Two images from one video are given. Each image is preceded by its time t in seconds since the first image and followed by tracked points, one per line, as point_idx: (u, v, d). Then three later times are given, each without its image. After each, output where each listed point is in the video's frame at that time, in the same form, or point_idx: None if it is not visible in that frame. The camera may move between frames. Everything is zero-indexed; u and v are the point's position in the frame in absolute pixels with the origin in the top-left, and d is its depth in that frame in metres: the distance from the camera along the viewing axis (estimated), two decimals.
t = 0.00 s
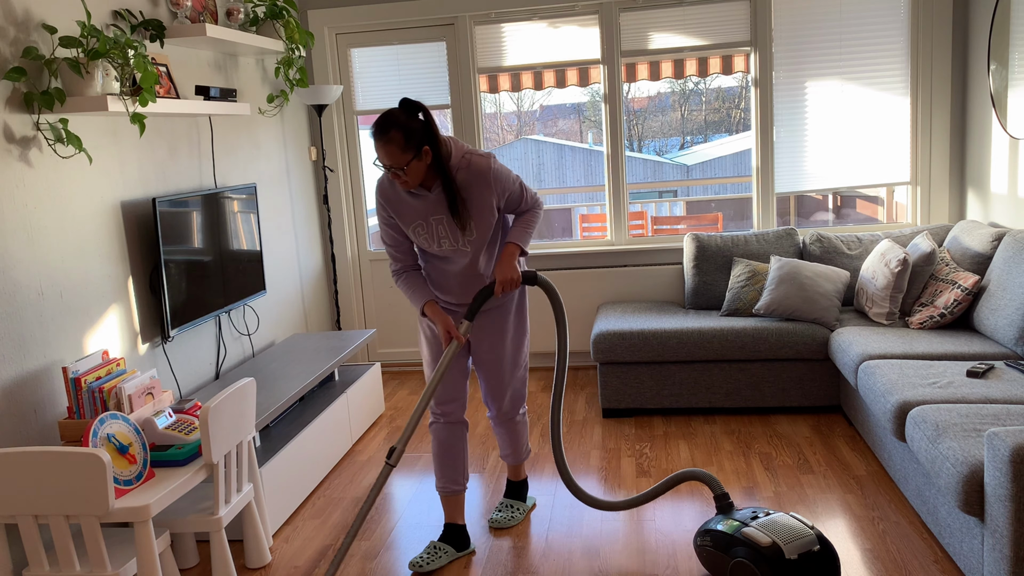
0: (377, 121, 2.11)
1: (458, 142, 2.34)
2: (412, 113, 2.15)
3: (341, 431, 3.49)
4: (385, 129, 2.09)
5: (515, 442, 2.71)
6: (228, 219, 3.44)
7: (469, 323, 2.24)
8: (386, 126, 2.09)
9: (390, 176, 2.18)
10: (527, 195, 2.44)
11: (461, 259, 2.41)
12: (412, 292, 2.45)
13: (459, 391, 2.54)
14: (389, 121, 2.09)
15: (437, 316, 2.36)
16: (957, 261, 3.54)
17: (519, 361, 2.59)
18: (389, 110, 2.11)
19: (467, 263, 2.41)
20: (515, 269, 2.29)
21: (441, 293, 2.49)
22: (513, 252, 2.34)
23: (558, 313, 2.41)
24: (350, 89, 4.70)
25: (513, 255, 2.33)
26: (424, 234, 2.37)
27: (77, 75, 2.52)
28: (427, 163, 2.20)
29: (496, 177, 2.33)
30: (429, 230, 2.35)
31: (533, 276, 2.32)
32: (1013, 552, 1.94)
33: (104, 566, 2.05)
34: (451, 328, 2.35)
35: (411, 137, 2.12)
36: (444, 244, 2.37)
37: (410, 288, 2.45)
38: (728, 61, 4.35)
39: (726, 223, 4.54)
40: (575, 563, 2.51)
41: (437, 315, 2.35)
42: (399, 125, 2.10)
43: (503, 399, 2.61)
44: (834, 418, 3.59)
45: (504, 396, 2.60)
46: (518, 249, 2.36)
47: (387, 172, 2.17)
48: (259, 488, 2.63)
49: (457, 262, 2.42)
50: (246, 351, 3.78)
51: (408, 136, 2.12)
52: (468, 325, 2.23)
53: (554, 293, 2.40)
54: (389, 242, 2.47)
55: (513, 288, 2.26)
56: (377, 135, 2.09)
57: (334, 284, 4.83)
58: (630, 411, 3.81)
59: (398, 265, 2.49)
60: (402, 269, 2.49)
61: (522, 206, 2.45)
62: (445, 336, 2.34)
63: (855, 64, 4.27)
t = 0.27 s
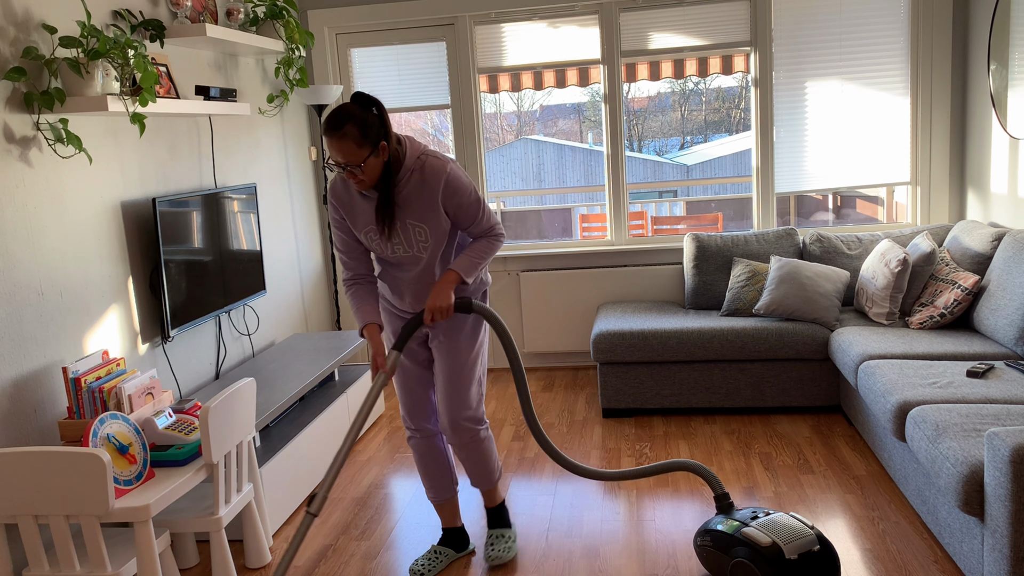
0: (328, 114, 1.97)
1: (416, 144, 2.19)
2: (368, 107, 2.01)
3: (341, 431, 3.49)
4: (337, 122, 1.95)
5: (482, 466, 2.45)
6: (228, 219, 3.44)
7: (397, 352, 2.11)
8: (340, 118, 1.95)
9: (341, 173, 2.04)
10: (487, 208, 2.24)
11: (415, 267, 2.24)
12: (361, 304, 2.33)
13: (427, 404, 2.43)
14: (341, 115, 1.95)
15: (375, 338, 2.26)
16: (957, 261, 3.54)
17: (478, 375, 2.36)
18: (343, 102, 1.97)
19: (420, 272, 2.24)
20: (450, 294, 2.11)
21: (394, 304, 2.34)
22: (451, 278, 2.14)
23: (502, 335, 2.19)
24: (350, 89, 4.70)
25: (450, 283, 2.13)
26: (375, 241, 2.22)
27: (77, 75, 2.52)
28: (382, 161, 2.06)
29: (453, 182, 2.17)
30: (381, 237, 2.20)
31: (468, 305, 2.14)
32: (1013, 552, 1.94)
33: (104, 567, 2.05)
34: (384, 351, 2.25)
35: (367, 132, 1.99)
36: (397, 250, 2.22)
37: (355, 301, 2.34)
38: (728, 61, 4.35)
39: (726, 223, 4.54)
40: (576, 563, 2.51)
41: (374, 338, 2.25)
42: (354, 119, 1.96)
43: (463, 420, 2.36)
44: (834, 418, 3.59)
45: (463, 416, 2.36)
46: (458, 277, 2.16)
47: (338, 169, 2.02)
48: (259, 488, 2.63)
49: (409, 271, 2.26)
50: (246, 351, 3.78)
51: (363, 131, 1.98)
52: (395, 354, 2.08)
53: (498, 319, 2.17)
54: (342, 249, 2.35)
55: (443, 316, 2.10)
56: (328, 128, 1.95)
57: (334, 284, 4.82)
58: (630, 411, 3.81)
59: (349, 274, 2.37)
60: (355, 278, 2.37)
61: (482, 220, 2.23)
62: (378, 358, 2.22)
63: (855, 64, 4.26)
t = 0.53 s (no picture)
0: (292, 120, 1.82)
1: (387, 158, 1.97)
2: (334, 117, 1.85)
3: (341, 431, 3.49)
4: (299, 130, 1.79)
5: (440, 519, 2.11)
6: (228, 219, 3.44)
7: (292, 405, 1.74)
8: (302, 126, 1.79)
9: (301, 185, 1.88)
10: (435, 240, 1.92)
11: (380, 285, 2.07)
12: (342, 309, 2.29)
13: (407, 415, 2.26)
14: (302, 123, 1.79)
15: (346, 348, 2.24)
16: (957, 261, 3.54)
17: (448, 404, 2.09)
18: (309, 109, 1.82)
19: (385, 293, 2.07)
20: (358, 348, 1.78)
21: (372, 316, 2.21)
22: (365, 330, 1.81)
23: (426, 403, 1.81)
24: (350, 89, 4.70)
25: (359, 337, 1.79)
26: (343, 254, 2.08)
27: (77, 75, 2.52)
28: (346, 175, 1.89)
29: (411, 206, 1.91)
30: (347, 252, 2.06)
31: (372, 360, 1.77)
32: (1013, 552, 1.94)
33: (104, 567, 2.05)
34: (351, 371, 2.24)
35: (330, 143, 1.83)
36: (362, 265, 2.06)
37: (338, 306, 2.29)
38: (728, 61, 4.35)
39: (726, 223, 4.54)
40: (576, 563, 2.51)
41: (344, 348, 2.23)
42: (317, 128, 1.80)
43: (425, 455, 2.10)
44: (834, 418, 3.59)
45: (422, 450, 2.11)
46: (371, 328, 1.82)
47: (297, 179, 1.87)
48: (259, 488, 2.63)
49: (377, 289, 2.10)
50: (246, 352, 3.78)
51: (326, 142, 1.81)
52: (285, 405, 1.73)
53: (422, 384, 1.80)
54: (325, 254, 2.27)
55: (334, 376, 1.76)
56: (288, 137, 1.79)
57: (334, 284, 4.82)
58: (630, 411, 3.82)
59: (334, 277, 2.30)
60: (339, 280, 2.29)
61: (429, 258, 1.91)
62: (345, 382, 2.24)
63: (855, 63, 4.27)
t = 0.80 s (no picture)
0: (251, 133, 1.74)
1: (357, 171, 1.87)
2: (295, 127, 1.76)
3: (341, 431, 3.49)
4: (257, 145, 1.71)
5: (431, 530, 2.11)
6: (228, 219, 3.44)
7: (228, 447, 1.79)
8: (260, 141, 1.71)
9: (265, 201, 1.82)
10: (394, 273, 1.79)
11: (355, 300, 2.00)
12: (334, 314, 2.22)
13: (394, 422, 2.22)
14: (258, 138, 1.71)
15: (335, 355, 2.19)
16: (957, 261, 3.54)
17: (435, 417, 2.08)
18: (268, 121, 1.73)
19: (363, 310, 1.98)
20: (298, 400, 1.73)
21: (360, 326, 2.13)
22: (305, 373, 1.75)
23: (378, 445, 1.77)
24: (350, 89, 4.70)
25: (298, 381, 1.73)
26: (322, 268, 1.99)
27: (77, 75, 2.52)
28: (310, 191, 1.81)
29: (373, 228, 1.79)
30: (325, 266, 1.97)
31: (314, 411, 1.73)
32: (1013, 552, 1.94)
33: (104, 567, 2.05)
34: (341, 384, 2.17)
35: (289, 159, 1.74)
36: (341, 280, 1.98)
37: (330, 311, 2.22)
38: (728, 61, 4.35)
39: (726, 223, 4.54)
40: (575, 563, 2.51)
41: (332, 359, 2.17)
42: (275, 143, 1.72)
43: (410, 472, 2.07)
44: (834, 418, 3.59)
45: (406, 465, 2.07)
46: (310, 373, 1.75)
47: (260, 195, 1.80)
48: (259, 488, 2.63)
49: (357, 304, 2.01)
50: (246, 352, 3.78)
51: (282, 158, 1.73)
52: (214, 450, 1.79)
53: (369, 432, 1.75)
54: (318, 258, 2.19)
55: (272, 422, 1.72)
56: (246, 152, 1.72)
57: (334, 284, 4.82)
58: (630, 411, 3.82)
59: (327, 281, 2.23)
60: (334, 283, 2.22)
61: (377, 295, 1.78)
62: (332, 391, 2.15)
63: (855, 63, 4.27)
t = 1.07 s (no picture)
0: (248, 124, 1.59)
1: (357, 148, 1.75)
2: (296, 112, 1.62)
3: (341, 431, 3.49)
4: (259, 133, 1.56)
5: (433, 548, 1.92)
6: (228, 219, 3.44)
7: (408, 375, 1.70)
8: (263, 127, 1.56)
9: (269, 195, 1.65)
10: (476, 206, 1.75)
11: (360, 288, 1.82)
12: (313, 323, 2.04)
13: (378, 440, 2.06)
14: (259, 125, 1.57)
15: (317, 363, 2.05)
16: (957, 261, 3.54)
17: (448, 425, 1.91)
18: (267, 107, 1.58)
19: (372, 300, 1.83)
20: (469, 302, 1.70)
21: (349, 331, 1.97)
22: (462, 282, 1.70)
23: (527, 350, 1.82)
24: (350, 89, 4.70)
25: (465, 288, 1.70)
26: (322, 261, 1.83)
27: (77, 75, 2.52)
28: (319, 177, 1.65)
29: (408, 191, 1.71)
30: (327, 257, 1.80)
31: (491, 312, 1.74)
32: (1013, 552, 1.94)
33: (104, 567, 2.05)
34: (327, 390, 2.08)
35: (298, 142, 1.59)
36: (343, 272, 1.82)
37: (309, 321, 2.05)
38: (728, 61, 4.35)
39: (726, 223, 4.54)
40: (575, 563, 2.51)
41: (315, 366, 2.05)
42: (282, 127, 1.57)
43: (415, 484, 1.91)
44: (834, 418, 3.59)
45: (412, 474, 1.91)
46: (470, 277, 1.72)
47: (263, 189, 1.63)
48: (259, 488, 2.63)
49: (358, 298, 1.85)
50: (246, 352, 3.78)
51: (292, 143, 1.58)
52: (400, 375, 1.69)
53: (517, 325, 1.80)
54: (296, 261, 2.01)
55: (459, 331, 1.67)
56: (248, 141, 1.56)
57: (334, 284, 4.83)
58: (630, 411, 3.82)
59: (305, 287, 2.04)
60: (315, 289, 2.04)
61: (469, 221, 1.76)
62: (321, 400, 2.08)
63: (855, 63, 4.27)
